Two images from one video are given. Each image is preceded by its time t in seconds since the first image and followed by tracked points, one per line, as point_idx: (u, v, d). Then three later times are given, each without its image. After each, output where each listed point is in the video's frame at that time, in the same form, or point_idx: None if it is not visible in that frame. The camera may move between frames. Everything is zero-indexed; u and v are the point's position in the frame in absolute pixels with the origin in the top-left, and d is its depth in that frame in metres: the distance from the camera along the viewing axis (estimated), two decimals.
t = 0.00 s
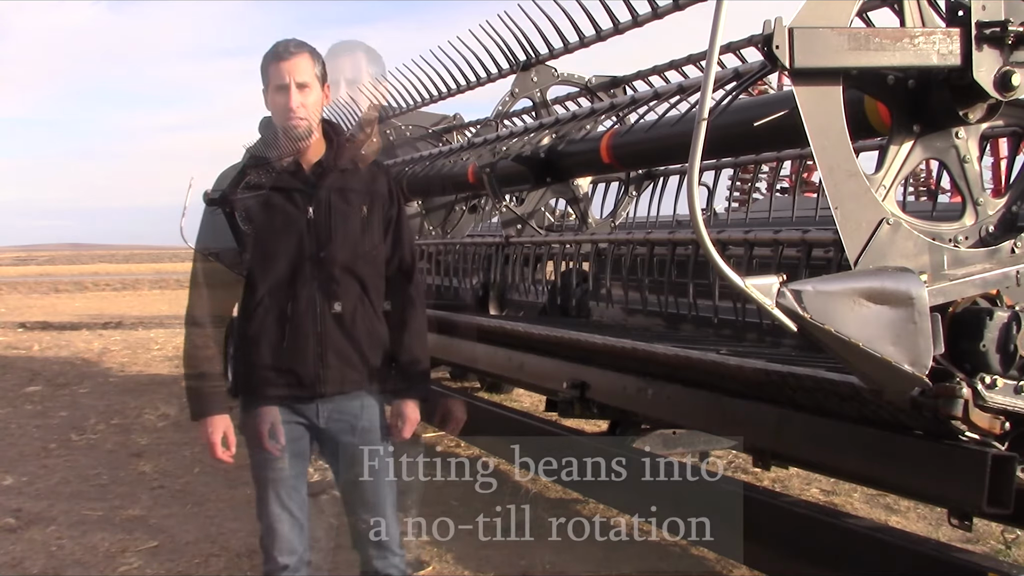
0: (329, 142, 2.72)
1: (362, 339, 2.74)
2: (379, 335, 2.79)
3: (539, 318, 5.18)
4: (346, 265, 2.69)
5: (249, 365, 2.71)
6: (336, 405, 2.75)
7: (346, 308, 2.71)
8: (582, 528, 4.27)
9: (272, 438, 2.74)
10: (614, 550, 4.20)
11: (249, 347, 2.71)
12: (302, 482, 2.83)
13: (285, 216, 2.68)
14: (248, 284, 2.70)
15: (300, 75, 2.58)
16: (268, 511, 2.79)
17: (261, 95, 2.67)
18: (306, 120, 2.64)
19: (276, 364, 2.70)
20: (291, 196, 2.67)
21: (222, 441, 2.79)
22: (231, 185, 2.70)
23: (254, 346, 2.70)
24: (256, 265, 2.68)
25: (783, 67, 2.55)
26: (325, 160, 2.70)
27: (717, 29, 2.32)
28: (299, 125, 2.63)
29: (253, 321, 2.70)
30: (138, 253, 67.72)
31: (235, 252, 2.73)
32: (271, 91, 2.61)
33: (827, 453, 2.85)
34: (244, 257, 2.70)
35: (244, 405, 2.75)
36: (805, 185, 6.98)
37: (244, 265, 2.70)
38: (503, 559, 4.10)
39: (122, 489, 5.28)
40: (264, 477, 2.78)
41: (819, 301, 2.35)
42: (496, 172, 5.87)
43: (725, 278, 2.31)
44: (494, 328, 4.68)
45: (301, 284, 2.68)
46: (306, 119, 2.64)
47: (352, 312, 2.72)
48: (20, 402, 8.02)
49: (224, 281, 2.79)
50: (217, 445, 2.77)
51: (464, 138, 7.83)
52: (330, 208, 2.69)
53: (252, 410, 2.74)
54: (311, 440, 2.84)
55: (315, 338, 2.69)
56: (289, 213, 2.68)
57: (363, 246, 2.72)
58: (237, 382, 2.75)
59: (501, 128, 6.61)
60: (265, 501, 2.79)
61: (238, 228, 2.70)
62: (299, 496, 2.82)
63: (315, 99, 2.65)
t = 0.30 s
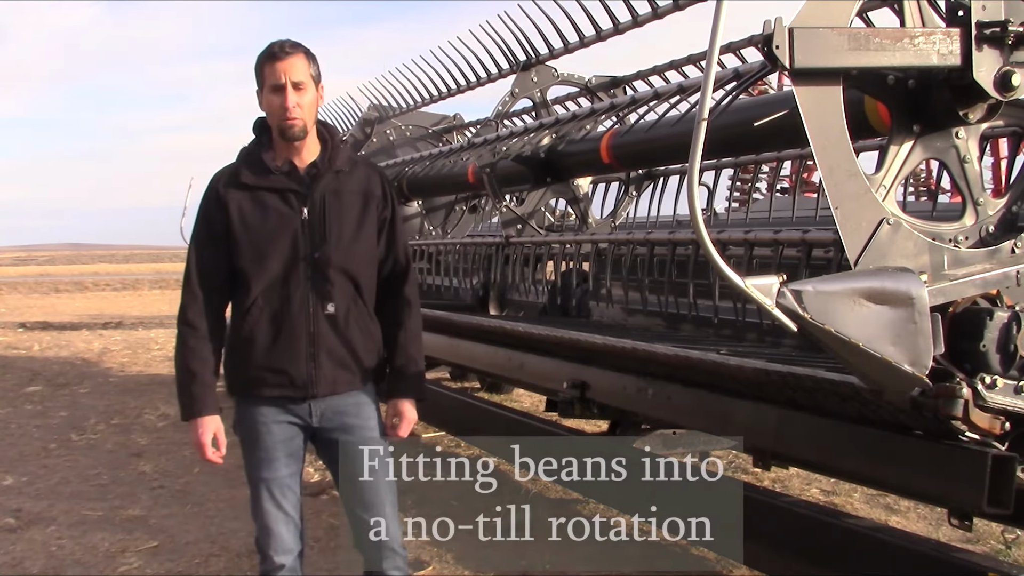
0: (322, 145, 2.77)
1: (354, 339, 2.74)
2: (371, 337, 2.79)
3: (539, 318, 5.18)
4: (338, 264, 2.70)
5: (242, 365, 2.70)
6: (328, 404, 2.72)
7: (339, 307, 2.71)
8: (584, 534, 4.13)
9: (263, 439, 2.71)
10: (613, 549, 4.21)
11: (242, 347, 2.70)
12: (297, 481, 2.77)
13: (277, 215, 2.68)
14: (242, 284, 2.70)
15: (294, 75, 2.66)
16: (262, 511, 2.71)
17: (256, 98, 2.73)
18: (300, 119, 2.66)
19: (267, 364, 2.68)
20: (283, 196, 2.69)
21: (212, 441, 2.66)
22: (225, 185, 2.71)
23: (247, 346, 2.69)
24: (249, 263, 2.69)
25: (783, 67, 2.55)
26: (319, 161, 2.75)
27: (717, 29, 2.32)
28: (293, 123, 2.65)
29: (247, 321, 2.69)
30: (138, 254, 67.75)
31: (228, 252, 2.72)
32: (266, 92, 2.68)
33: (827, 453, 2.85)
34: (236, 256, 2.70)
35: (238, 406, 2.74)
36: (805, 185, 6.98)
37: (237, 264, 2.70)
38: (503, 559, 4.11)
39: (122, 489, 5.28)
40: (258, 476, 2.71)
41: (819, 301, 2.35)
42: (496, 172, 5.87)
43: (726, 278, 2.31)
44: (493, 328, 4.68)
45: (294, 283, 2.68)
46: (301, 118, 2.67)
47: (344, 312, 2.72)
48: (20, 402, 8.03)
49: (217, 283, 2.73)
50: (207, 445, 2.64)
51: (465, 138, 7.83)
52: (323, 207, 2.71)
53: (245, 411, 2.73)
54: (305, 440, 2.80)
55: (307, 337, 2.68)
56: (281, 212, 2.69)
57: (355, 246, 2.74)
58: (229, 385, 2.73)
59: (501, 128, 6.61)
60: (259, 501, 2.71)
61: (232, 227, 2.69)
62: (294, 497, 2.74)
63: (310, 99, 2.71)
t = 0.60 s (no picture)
0: (321, 145, 2.77)
1: (353, 340, 2.74)
2: (370, 337, 2.80)
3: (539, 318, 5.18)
4: (338, 265, 2.70)
5: (241, 365, 2.69)
6: (328, 403, 2.73)
7: (338, 307, 2.71)
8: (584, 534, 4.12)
9: (260, 439, 2.70)
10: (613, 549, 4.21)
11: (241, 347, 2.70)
12: (295, 481, 2.77)
13: (275, 215, 2.68)
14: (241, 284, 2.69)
15: (294, 77, 2.65)
16: (261, 511, 2.71)
17: (256, 98, 2.73)
18: (300, 121, 2.66)
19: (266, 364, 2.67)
20: (282, 196, 2.69)
21: (216, 441, 2.65)
22: (225, 185, 2.70)
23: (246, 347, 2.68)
24: (248, 264, 2.68)
25: (783, 67, 2.55)
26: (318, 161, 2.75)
27: (717, 29, 2.32)
28: (293, 125, 2.65)
29: (246, 322, 2.69)
30: (138, 253, 67.75)
31: (228, 252, 2.71)
32: (266, 94, 2.67)
33: (826, 454, 2.85)
34: (235, 256, 2.69)
35: (237, 406, 2.73)
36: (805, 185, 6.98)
37: (236, 264, 2.69)
38: (503, 559, 4.11)
39: (122, 489, 5.28)
40: (255, 476, 2.71)
41: (818, 301, 2.35)
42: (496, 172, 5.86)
43: (726, 278, 2.31)
44: (493, 327, 4.68)
45: (293, 283, 2.67)
46: (302, 120, 2.67)
47: (343, 312, 2.72)
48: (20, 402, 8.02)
49: (216, 284, 2.72)
50: (211, 444, 2.63)
51: (465, 138, 7.83)
52: (322, 208, 2.70)
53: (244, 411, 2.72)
54: (303, 439, 2.80)
55: (306, 337, 2.67)
56: (280, 213, 2.68)
57: (355, 247, 2.74)
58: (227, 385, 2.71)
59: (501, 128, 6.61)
60: (257, 501, 2.71)
61: (232, 227, 2.68)
62: (292, 497, 2.74)
63: (310, 101, 2.70)
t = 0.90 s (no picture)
0: (331, 145, 2.77)
1: (364, 339, 2.74)
2: (380, 336, 2.79)
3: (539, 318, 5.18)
4: (349, 263, 2.70)
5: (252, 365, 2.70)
6: (340, 402, 2.73)
7: (349, 306, 2.71)
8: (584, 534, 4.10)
9: (272, 438, 2.70)
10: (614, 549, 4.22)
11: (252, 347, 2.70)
12: (304, 480, 2.77)
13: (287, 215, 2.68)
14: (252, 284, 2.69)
15: (305, 77, 2.64)
16: (270, 510, 2.70)
17: (266, 99, 2.72)
18: (311, 121, 2.66)
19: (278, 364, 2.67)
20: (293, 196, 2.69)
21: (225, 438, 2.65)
22: (236, 185, 2.70)
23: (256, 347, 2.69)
24: (259, 264, 2.68)
25: (783, 67, 2.55)
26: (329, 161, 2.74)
27: (717, 29, 2.32)
28: (304, 125, 2.65)
29: (258, 321, 2.69)
30: (138, 253, 67.75)
31: (239, 252, 2.71)
32: (277, 93, 2.66)
33: (826, 453, 2.85)
34: (246, 256, 2.69)
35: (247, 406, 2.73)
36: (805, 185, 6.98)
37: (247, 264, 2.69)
38: (504, 559, 4.11)
39: (122, 489, 5.28)
40: (266, 475, 2.71)
41: (818, 301, 2.35)
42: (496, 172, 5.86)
43: (726, 278, 2.30)
44: (493, 327, 4.68)
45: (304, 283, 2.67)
46: (312, 119, 2.67)
47: (354, 311, 2.72)
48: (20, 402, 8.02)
49: (227, 284, 2.72)
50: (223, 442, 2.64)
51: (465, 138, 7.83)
52: (334, 207, 2.70)
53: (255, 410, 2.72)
54: (313, 439, 2.80)
55: (318, 336, 2.67)
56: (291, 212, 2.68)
57: (366, 246, 2.74)
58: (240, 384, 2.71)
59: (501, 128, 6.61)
60: (267, 500, 2.71)
61: (243, 227, 2.69)
62: (301, 496, 2.74)
63: (321, 100, 2.69)
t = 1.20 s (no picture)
0: (355, 144, 2.79)
1: (391, 336, 2.76)
2: (407, 333, 2.82)
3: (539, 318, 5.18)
4: (377, 260, 2.72)
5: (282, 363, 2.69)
6: (366, 401, 2.75)
7: (378, 304, 2.73)
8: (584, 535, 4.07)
9: (296, 436, 2.70)
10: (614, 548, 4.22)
11: (281, 346, 2.70)
12: (325, 480, 2.77)
13: (315, 213, 2.68)
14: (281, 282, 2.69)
15: (330, 77, 2.63)
16: (290, 508, 2.70)
17: (291, 98, 2.71)
18: (336, 118, 2.66)
19: (308, 362, 2.67)
20: (321, 194, 2.69)
21: (263, 438, 2.62)
22: (263, 184, 2.70)
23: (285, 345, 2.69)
24: (288, 261, 2.68)
25: (783, 67, 2.55)
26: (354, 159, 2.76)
27: (717, 29, 2.32)
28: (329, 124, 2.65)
29: (288, 320, 2.68)
30: (138, 253, 67.77)
31: (266, 251, 2.70)
32: (302, 91, 2.65)
33: (826, 453, 2.85)
34: (275, 254, 2.68)
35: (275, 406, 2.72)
36: (805, 185, 6.98)
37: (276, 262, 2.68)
38: (504, 559, 4.12)
39: (122, 489, 5.28)
40: (288, 473, 2.70)
41: (818, 301, 2.35)
42: (496, 172, 5.86)
43: (726, 278, 2.30)
44: (493, 327, 4.68)
45: (334, 280, 2.68)
46: (337, 117, 2.67)
47: (383, 308, 2.74)
48: (20, 402, 8.02)
49: (255, 283, 2.70)
50: (261, 440, 2.61)
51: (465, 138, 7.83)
52: (360, 206, 2.72)
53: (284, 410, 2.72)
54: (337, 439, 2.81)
55: (347, 334, 2.68)
56: (320, 210, 2.68)
57: (392, 244, 2.76)
58: (269, 383, 2.70)
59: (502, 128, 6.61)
60: (287, 498, 2.70)
61: (272, 226, 2.68)
62: (321, 495, 2.74)
63: (346, 99, 2.69)
